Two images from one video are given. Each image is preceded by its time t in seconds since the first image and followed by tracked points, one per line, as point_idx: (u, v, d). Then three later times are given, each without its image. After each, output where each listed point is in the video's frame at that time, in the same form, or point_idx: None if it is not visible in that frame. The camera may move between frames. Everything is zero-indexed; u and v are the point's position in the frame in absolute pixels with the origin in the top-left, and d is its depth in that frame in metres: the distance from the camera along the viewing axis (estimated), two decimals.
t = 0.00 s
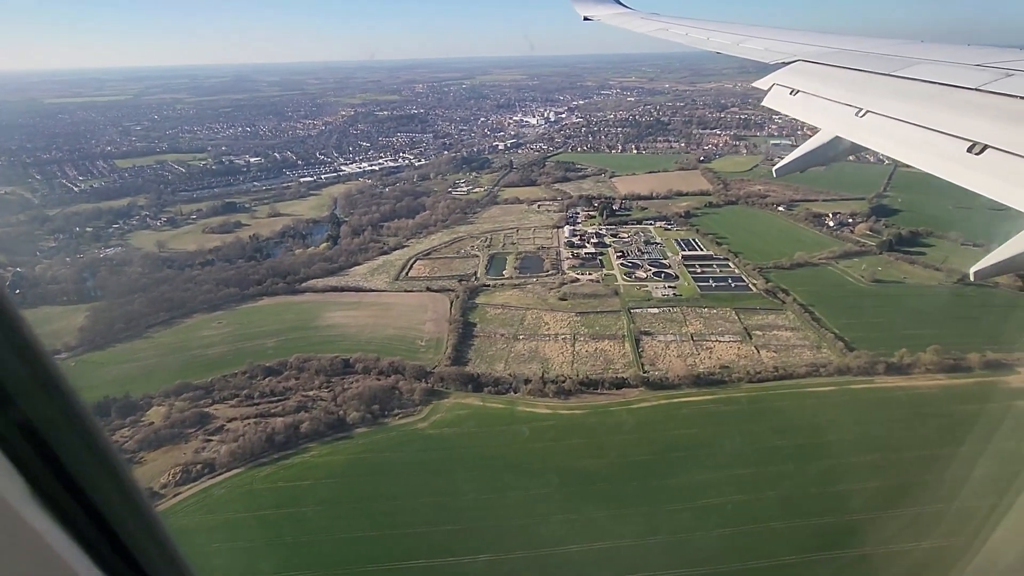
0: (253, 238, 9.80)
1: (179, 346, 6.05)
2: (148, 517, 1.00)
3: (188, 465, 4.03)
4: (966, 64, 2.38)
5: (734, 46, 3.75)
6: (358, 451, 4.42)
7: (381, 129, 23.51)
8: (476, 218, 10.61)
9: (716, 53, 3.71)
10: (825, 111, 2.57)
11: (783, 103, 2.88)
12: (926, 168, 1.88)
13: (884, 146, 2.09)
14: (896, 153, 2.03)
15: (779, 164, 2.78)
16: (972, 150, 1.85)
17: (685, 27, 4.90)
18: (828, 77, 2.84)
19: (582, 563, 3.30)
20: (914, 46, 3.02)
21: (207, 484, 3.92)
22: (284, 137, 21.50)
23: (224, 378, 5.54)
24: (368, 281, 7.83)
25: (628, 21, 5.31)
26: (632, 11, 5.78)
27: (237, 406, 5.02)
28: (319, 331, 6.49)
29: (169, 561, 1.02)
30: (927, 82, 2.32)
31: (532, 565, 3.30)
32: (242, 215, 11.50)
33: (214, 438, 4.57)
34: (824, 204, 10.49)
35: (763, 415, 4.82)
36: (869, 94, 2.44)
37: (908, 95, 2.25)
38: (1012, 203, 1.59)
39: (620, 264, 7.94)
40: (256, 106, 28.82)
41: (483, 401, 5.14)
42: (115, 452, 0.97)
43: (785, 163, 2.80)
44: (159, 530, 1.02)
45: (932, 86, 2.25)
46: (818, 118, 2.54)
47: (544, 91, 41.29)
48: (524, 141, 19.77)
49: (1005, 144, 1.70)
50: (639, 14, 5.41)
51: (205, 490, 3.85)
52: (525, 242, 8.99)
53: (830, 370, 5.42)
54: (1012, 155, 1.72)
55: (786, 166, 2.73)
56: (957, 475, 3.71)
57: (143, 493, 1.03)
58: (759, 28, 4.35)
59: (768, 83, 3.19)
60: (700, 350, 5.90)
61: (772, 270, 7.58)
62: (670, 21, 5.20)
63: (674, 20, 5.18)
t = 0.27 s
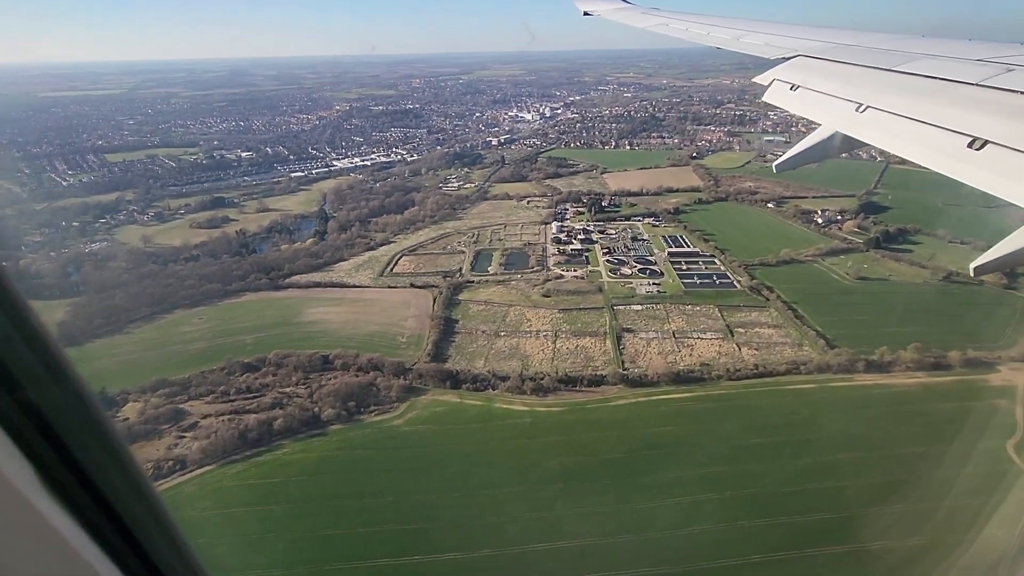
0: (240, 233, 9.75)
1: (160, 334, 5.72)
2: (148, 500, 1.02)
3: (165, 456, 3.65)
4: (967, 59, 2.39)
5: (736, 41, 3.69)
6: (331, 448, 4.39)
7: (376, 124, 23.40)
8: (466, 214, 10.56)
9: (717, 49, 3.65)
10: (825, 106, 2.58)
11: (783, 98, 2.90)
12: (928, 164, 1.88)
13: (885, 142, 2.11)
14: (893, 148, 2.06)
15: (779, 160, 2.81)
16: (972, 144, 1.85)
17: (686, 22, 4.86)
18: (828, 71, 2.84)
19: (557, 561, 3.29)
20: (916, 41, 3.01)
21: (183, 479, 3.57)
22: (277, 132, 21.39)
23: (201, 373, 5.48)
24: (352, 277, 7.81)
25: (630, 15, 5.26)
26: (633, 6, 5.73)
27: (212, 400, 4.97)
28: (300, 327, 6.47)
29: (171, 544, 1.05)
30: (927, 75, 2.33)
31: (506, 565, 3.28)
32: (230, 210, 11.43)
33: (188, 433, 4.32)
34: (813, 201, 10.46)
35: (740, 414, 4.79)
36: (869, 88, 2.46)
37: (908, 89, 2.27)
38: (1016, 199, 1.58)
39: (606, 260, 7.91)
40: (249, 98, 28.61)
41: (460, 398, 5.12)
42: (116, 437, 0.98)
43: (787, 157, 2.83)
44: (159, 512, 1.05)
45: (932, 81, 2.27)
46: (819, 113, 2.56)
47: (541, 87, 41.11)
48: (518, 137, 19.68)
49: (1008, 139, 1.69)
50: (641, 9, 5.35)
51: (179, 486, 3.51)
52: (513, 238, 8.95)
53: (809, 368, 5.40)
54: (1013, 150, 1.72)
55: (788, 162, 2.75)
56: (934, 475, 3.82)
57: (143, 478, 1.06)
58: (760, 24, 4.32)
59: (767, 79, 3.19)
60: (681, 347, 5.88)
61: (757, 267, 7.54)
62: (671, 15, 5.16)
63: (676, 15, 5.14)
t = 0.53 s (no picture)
0: (226, 226, 9.69)
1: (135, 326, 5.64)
2: (137, 490, 0.99)
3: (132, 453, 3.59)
4: (966, 53, 2.39)
5: (735, 34, 3.60)
6: (303, 443, 4.37)
7: (369, 117, 23.26)
8: (453, 208, 10.50)
9: (717, 42, 3.55)
10: (824, 100, 2.54)
11: (782, 92, 2.86)
12: (926, 156, 1.86)
13: (885, 135, 2.08)
14: (890, 141, 2.05)
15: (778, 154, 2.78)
16: (971, 139, 1.83)
17: (686, 15, 4.78)
18: (827, 66, 2.80)
19: (529, 559, 3.26)
20: (919, 36, 2.96)
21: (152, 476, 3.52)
22: (269, 124, 21.24)
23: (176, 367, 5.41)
24: (334, 271, 7.77)
25: (629, 9, 5.19)
26: None
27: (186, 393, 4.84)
28: (279, 321, 6.42)
29: (157, 534, 1.01)
30: (927, 71, 2.30)
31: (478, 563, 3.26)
32: (217, 203, 11.36)
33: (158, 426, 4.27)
34: (802, 196, 10.43)
35: (718, 410, 4.77)
36: (869, 83, 2.42)
37: (908, 85, 2.24)
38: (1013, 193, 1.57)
39: (590, 255, 7.87)
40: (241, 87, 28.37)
41: (436, 393, 5.09)
42: (107, 428, 0.96)
43: (785, 152, 2.79)
44: (148, 502, 1.01)
45: (933, 76, 2.24)
46: (817, 107, 2.52)
47: (537, 79, 40.89)
48: (510, 130, 19.57)
49: (1006, 134, 1.69)
50: (640, 2, 5.28)
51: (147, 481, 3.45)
52: (498, 232, 8.91)
53: (788, 364, 5.37)
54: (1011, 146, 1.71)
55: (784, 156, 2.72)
56: (914, 474, 3.84)
57: (132, 467, 1.03)
58: (760, 17, 4.25)
59: (766, 72, 3.15)
60: (661, 343, 5.85)
61: (742, 263, 7.51)
62: (671, 9, 5.09)
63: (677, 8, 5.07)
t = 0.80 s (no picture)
0: (211, 218, 9.62)
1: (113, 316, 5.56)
2: (119, 481, 1.00)
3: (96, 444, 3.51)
4: (967, 47, 2.36)
5: (734, 26, 3.53)
6: (274, 436, 4.34)
7: (361, 108, 23.10)
8: (440, 200, 10.45)
9: (717, 33, 3.47)
10: (824, 93, 2.50)
11: (783, 85, 2.82)
12: (925, 148, 1.83)
13: (881, 127, 2.05)
14: (886, 133, 2.01)
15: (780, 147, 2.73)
16: (971, 133, 1.78)
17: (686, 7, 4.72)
18: (829, 59, 2.75)
19: (490, 554, 3.26)
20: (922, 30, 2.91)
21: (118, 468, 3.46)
22: (259, 114, 21.07)
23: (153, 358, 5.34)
24: (317, 263, 7.74)
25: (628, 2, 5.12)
26: None
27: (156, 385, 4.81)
28: (258, 314, 6.38)
29: (142, 526, 1.03)
30: (929, 65, 2.26)
31: (439, 557, 3.26)
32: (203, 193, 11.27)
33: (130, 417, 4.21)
34: (791, 190, 10.41)
35: (691, 404, 4.76)
36: (870, 76, 2.38)
37: (909, 78, 2.20)
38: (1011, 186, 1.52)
39: (575, 248, 7.85)
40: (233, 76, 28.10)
41: (411, 386, 5.07)
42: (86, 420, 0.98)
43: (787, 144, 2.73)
44: (131, 493, 1.03)
45: (934, 70, 2.20)
46: (817, 101, 2.48)
47: (532, 71, 40.64)
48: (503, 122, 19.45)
49: (1004, 126, 1.64)
50: None
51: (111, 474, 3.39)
52: (484, 225, 8.87)
53: (766, 359, 5.36)
54: (1010, 138, 1.67)
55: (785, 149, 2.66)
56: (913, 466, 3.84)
57: (114, 459, 1.04)
58: (759, 11, 4.20)
59: (767, 65, 3.10)
60: (641, 337, 5.84)
61: (725, 257, 7.49)
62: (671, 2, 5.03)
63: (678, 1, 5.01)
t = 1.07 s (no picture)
0: (195, 211, 9.55)
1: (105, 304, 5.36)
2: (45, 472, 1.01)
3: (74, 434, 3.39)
4: (969, 40, 2.31)
5: (733, 19, 3.47)
6: (244, 431, 4.31)
7: (353, 101, 22.94)
8: (427, 194, 10.39)
9: (716, 26, 3.42)
10: (822, 86, 2.44)
11: (781, 77, 2.75)
12: (920, 141, 1.79)
13: (876, 121, 2.00)
14: (880, 126, 1.97)
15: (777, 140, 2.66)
16: (970, 127, 1.75)
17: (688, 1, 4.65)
18: (829, 53, 2.69)
19: (453, 553, 3.24)
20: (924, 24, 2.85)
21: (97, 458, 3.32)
22: (250, 106, 20.90)
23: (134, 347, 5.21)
24: (298, 257, 7.70)
25: None
26: None
27: (130, 375, 4.61)
28: (235, 308, 6.34)
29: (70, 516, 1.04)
30: (930, 60, 2.20)
31: (406, 553, 3.25)
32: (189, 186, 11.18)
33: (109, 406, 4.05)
34: (780, 185, 10.37)
35: (662, 400, 4.73)
36: (869, 69, 2.32)
37: (909, 72, 2.14)
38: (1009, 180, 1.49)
39: (559, 243, 7.80)
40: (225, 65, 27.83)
41: (385, 382, 5.04)
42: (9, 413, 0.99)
43: (781, 139, 2.66)
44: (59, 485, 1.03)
45: (936, 64, 2.15)
46: (816, 92, 2.41)
47: (527, 64, 40.42)
48: (495, 115, 19.34)
49: (1002, 121, 1.61)
50: None
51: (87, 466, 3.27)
52: (469, 219, 8.82)
53: (743, 354, 5.35)
54: (1009, 133, 1.64)
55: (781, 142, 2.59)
56: (906, 461, 3.83)
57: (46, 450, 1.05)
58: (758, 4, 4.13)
59: (767, 57, 3.03)
60: (620, 332, 5.81)
61: (708, 252, 7.46)
62: None
63: None
